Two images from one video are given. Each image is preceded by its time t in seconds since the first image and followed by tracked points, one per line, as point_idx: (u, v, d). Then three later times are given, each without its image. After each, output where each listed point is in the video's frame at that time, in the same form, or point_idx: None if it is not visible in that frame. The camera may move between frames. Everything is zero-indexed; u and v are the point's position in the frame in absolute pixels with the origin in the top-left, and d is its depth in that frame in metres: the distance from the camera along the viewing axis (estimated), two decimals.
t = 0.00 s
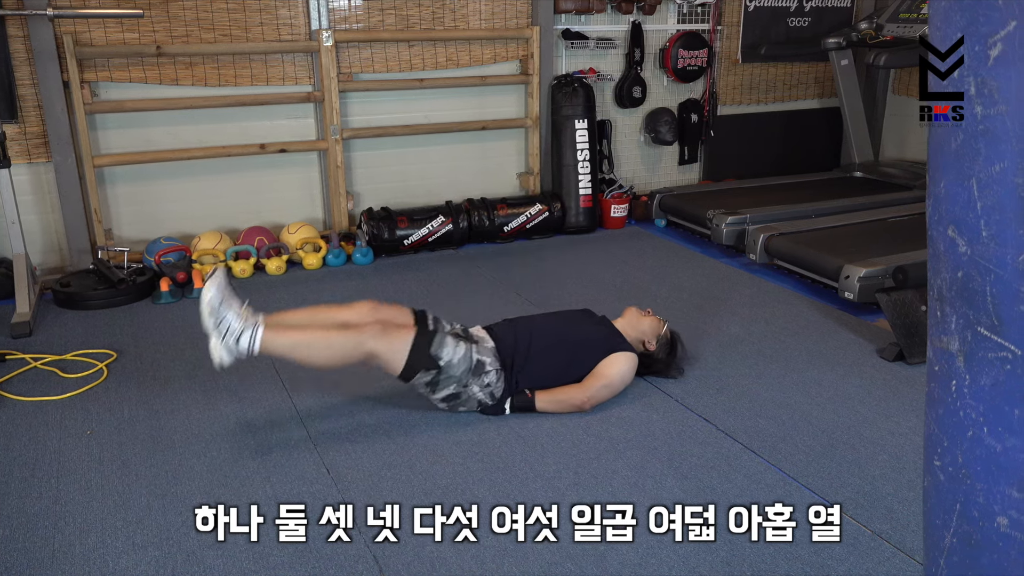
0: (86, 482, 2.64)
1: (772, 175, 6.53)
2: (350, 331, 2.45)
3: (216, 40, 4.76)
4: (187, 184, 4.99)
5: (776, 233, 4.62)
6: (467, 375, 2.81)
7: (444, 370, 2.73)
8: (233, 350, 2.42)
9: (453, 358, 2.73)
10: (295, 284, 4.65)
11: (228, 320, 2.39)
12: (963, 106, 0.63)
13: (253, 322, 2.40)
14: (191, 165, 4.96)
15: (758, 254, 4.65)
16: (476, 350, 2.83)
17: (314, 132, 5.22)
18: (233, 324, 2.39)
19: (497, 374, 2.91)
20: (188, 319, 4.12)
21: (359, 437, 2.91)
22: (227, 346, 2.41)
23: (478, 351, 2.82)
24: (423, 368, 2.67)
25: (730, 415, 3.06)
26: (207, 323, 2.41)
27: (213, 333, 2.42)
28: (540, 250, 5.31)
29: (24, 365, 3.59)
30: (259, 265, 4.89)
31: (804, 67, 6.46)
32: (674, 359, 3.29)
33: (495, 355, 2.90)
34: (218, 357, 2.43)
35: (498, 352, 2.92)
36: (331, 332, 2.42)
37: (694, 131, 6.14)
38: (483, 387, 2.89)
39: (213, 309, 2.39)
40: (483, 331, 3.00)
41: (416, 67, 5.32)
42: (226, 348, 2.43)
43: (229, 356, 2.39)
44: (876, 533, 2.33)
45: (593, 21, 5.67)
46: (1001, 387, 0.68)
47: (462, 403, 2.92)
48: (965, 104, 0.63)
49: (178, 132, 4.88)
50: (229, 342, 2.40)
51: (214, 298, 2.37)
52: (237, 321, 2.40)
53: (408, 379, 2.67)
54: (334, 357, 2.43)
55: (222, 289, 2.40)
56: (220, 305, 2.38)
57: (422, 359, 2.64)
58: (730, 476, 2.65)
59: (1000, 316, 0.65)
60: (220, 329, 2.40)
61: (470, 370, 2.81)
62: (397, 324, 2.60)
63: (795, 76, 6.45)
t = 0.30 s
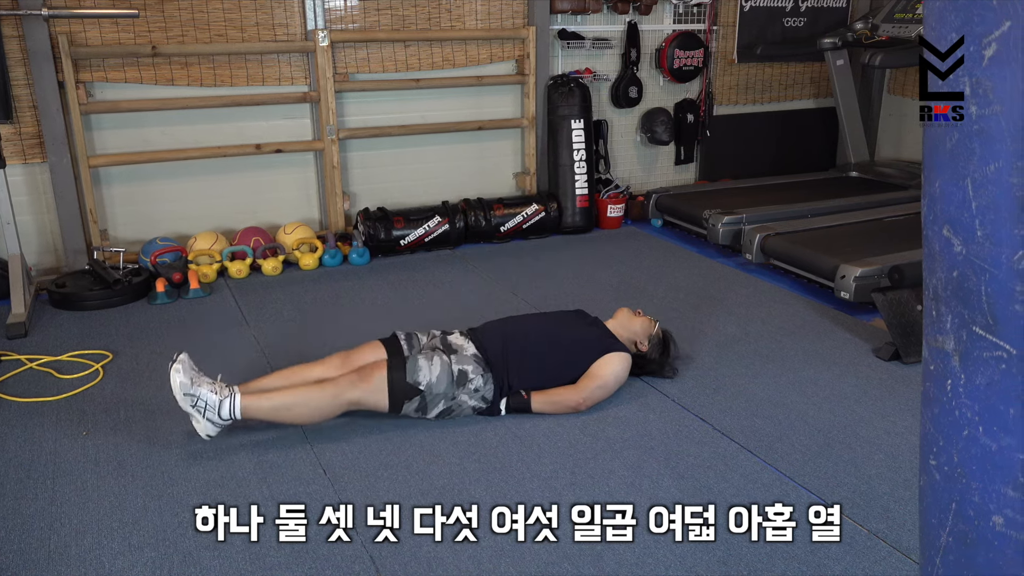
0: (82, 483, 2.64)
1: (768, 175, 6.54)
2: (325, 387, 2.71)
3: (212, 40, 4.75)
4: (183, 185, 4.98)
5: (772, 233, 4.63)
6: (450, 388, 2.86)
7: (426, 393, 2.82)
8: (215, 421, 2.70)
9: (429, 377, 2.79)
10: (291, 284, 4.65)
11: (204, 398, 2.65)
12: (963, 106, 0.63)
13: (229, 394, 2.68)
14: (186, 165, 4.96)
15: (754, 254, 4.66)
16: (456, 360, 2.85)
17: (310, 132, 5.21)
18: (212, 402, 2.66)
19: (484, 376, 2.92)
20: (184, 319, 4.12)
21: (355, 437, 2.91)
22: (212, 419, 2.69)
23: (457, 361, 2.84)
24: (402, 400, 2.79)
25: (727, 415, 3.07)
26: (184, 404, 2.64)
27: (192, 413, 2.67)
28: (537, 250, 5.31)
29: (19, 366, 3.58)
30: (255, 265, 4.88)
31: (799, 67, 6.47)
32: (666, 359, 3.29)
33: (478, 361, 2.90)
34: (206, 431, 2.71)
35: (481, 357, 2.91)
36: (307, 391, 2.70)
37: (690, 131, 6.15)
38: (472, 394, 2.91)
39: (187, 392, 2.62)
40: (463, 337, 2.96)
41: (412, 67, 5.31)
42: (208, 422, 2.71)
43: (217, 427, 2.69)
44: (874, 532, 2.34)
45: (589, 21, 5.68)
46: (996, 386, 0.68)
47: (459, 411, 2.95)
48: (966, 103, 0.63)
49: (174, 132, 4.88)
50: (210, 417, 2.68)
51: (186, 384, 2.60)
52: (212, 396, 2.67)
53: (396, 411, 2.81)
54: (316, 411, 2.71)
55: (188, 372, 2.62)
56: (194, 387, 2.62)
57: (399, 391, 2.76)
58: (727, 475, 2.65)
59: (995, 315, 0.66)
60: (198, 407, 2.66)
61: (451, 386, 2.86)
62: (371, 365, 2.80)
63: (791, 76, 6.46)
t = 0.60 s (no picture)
0: (83, 483, 2.64)
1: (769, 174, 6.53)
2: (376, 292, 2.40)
3: (213, 40, 4.76)
4: (185, 185, 4.99)
5: (773, 233, 4.63)
6: (471, 372, 2.79)
7: (453, 361, 2.70)
8: (256, 295, 2.33)
9: (465, 353, 2.70)
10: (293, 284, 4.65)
11: (263, 264, 2.30)
12: (963, 106, 0.63)
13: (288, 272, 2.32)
14: (188, 165, 4.96)
15: (755, 254, 4.66)
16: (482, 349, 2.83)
17: (312, 132, 5.22)
18: (267, 272, 2.31)
19: (498, 375, 2.91)
20: (185, 319, 4.12)
21: (356, 437, 2.91)
22: (254, 290, 2.31)
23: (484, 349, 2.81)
24: (432, 353, 2.63)
25: (728, 415, 3.06)
26: (244, 260, 2.31)
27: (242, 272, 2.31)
28: (538, 250, 5.31)
29: (21, 366, 3.59)
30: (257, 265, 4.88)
31: (801, 67, 6.47)
32: (671, 361, 3.28)
33: (498, 356, 2.92)
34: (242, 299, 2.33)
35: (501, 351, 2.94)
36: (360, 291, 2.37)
37: (692, 131, 6.15)
38: (482, 386, 2.87)
39: (252, 249, 2.30)
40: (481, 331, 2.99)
41: (414, 67, 5.32)
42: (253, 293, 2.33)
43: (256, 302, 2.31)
44: (874, 532, 2.33)
45: (591, 21, 5.68)
46: (998, 386, 0.68)
47: (461, 398, 2.88)
48: (966, 104, 0.63)
49: (176, 132, 4.88)
50: (259, 287, 2.31)
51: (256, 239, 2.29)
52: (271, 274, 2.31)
53: (418, 361, 2.64)
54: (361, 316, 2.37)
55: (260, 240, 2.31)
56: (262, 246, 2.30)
57: (438, 345, 2.61)
58: (727, 475, 2.65)
59: (997, 316, 0.66)
60: (254, 269, 2.31)
61: (474, 367, 2.79)
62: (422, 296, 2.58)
63: (792, 76, 6.46)
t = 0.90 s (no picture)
0: (83, 483, 2.64)
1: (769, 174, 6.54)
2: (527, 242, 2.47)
3: (213, 40, 4.75)
4: (185, 185, 4.99)
5: (774, 233, 4.63)
6: (506, 362, 2.79)
7: (511, 341, 2.71)
8: (443, 170, 2.22)
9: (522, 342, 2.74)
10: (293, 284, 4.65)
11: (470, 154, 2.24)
12: (964, 106, 0.63)
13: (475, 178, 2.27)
14: (189, 165, 4.96)
15: (755, 254, 4.66)
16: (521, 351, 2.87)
17: (312, 132, 5.22)
18: (471, 162, 2.24)
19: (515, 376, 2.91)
20: (186, 319, 4.12)
21: (356, 437, 2.91)
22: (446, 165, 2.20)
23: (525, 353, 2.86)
24: (505, 321, 2.66)
25: (728, 415, 3.06)
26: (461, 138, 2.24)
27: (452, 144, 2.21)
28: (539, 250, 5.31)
29: (22, 365, 3.59)
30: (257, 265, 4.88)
31: (801, 67, 6.46)
32: (673, 361, 3.27)
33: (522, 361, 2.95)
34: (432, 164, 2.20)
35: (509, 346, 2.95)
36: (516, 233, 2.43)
37: (692, 131, 6.15)
38: (497, 381, 2.86)
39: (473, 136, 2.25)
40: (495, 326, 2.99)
41: (414, 67, 5.32)
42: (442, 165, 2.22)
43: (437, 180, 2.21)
44: (874, 532, 2.34)
45: (591, 21, 5.68)
46: (999, 386, 0.68)
47: (474, 378, 2.82)
48: (966, 103, 0.63)
49: (176, 132, 4.88)
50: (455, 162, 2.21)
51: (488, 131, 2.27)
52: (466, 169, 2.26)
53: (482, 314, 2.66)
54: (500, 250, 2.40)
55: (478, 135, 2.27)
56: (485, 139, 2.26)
57: (516, 319, 2.66)
58: (727, 475, 2.65)
59: (998, 316, 0.66)
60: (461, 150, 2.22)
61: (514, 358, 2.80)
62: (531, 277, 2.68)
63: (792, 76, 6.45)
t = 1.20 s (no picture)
0: (83, 483, 2.64)
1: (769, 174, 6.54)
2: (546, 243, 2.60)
3: (213, 40, 4.75)
4: (185, 185, 4.99)
5: (774, 233, 4.63)
6: (510, 360, 2.81)
7: (517, 339, 2.76)
8: (488, 151, 2.50)
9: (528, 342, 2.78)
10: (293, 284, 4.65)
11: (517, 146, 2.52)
12: (964, 106, 0.63)
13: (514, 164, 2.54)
14: (189, 164, 4.96)
15: (755, 254, 4.66)
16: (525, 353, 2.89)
17: (312, 132, 5.22)
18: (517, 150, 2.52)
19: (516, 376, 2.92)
20: (186, 319, 4.12)
21: (356, 437, 2.91)
22: (493, 148, 2.49)
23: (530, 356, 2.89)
24: (515, 318, 2.70)
25: (728, 415, 3.06)
26: (517, 124, 2.49)
27: (504, 131, 2.48)
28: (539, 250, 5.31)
29: (22, 365, 3.59)
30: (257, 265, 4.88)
31: (801, 67, 6.46)
32: (673, 361, 3.28)
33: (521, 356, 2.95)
34: (481, 142, 2.46)
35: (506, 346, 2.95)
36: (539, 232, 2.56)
37: (692, 131, 6.15)
38: (498, 379, 2.87)
39: (528, 128, 2.50)
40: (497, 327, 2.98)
41: (414, 67, 5.32)
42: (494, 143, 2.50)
43: (486, 155, 2.48)
44: (873, 532, 2.34)
45: (591, 21, 5.68)
46: (999, 386, 0.68)
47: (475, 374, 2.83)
48: (966, 104, 0.63)
49: (176, 132, 4.88)
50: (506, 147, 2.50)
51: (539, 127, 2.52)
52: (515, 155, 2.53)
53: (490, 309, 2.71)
54: (518, 240, 2.51)
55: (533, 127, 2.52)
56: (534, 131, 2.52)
57: (525, 318, 2.71)
58: (728, 475, 2.65)
59: (998, 316, 0.65)
60: (511, 137, 2.50)
61: (518, 357, 2.82)
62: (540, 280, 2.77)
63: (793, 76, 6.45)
